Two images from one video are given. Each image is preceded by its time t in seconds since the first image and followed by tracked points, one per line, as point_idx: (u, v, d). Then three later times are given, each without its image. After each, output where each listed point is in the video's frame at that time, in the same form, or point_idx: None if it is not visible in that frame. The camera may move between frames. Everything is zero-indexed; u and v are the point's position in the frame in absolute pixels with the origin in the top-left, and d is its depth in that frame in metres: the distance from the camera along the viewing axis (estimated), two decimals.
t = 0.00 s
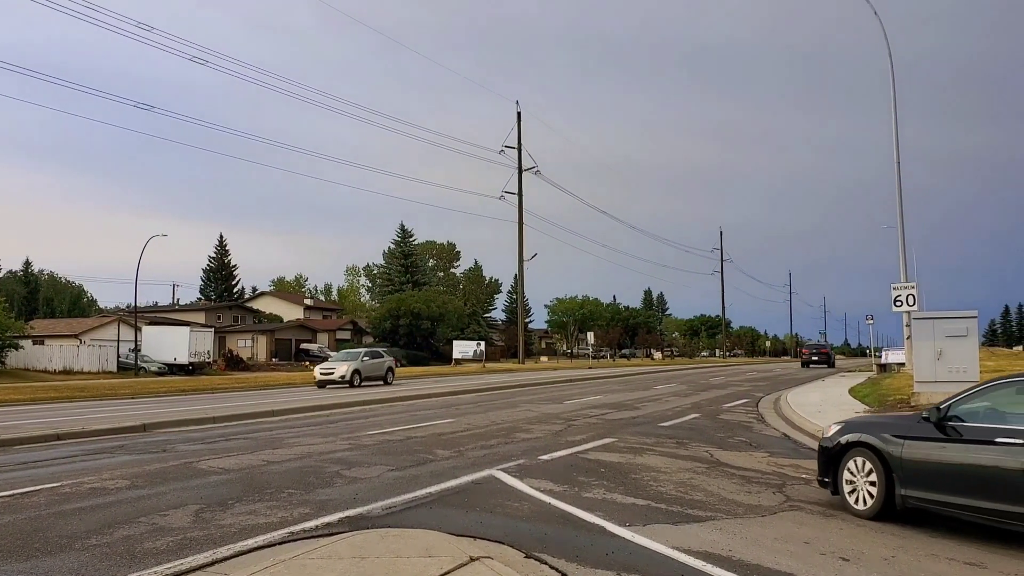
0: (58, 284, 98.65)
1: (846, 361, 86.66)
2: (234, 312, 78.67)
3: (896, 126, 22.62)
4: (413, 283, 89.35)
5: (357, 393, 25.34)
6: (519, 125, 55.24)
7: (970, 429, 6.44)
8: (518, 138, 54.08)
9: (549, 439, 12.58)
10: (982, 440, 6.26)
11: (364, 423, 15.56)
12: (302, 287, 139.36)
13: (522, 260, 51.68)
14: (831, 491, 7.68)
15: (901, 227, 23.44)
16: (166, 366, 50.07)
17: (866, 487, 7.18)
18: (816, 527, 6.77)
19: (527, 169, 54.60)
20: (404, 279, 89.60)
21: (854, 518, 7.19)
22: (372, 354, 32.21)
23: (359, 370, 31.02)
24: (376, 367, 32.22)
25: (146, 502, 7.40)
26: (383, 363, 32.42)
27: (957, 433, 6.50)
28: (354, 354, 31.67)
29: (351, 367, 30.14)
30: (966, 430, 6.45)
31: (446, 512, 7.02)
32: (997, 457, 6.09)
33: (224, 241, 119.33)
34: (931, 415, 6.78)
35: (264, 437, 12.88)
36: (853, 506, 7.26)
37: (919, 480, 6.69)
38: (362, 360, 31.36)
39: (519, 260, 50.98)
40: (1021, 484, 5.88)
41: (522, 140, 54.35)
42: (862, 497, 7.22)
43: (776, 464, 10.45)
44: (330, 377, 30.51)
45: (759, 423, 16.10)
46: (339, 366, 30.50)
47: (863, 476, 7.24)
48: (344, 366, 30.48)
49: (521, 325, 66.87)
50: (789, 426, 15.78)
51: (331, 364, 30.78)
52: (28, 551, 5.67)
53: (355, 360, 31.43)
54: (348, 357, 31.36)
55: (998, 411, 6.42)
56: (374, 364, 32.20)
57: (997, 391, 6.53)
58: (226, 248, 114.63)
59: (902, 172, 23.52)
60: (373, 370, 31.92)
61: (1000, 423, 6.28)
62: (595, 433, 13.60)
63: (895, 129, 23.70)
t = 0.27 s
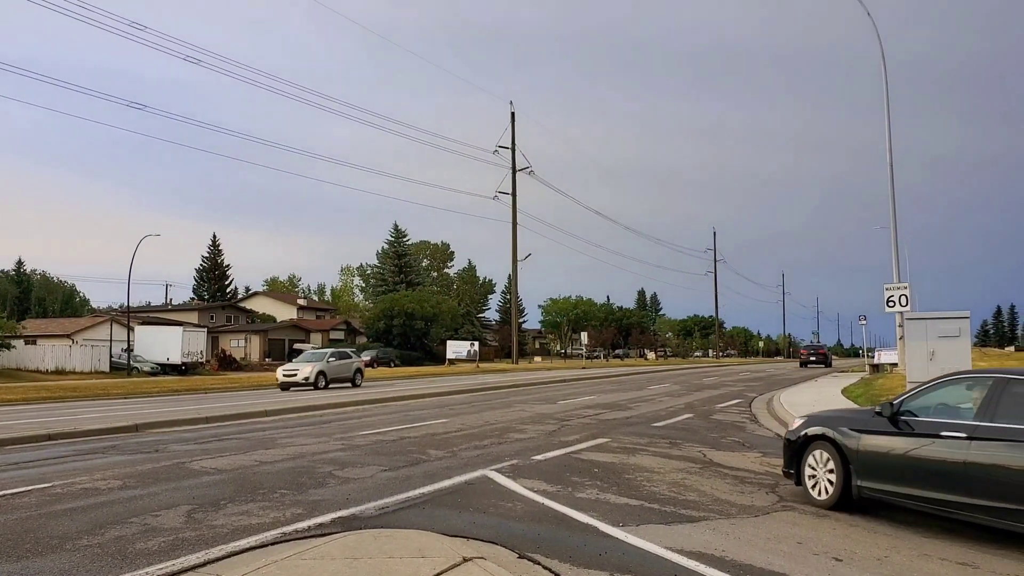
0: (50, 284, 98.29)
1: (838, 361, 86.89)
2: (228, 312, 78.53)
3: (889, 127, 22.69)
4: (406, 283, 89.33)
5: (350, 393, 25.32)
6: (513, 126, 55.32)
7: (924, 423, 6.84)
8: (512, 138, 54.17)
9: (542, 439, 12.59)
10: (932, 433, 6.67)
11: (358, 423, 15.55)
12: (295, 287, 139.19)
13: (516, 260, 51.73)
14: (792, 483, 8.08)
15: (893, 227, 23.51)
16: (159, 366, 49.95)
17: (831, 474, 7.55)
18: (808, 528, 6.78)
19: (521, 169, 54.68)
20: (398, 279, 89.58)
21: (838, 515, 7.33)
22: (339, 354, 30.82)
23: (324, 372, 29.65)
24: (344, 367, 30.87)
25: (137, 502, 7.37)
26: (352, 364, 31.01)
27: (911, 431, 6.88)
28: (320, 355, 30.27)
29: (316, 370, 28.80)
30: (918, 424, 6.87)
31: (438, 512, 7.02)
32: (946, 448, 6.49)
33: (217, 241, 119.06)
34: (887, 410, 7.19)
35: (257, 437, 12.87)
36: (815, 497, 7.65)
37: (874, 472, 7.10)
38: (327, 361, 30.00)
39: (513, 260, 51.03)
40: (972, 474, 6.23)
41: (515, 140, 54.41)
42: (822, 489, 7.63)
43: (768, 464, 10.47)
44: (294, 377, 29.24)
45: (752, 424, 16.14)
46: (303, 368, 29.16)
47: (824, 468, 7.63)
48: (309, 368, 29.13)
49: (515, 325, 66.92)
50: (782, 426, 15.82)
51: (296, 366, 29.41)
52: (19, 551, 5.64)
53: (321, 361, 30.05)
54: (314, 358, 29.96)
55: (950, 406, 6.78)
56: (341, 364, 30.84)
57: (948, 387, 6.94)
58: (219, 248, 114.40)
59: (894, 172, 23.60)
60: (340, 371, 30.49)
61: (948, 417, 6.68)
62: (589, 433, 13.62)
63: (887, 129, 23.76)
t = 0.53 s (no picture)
0: (43, 284, 97.95)
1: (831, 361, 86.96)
2: (221, 312, 78.36)
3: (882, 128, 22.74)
4: (400, 283, 89.23)
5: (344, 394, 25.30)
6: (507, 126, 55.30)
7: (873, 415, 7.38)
8: (507, 138, 54.15)
9: (537, 439, 12.58)
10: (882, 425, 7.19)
11: (353, 423, 15.53)
12: (289, 287, 138.98)
13: (510, 260, 51.71)
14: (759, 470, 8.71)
15: (887, 228, 23.53)
16: (152, 366, 49.80)
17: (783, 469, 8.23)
18: (802, 528, 6.77)
19: (515, 169, 54.66)
20: (392, 279, 89.46)
21: (829, 514, 7.40)
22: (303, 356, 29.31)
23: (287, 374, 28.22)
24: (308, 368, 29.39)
25: (130, 503, 7.34)
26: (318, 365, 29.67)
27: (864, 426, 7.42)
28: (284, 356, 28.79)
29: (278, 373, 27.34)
30: (870, 418, 7.41)
31: (432, 512, 7.00)
32: (895, 441, 6.98)
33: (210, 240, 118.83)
34: (836, 405, 7.80)
35: (251, 437, 12.84)
36: (774, 486, 8.37)
37: (826, 463, 7.75)
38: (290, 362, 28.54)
39: (507, 260, 51.01)
40: (920, 466, 6.72)
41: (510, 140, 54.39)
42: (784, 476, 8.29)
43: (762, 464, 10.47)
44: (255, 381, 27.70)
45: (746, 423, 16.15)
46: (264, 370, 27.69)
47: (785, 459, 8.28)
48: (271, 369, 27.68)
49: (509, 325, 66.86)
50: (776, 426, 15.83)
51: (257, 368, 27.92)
52: (9, 553, 5.61)
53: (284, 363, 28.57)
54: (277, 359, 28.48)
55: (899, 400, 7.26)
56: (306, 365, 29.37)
57: (896, 380, 7.46)
58: (213, 248, 114.14)
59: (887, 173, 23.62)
60: (305, 373, 29.11)
61: (897, 410, 7.17)
62: (583, 433, 13.61)
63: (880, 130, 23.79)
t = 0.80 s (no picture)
0: (37, 284, 97.73)
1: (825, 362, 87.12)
2: (215, 312, 78.29)
3: (875, 129, 22.83)
4: (395, 283, 89.24)
5: (338, 394, 25.31)
6: (501, 126, 55.33)
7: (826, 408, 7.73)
8: (501, 138, 54.19)
9: (531, 439, 12.60)
10: (831, 418, 7.56)
11: (347, 423, 15.55)
12: (283, 287, 138.88)
13: (505, 260, 51.73)
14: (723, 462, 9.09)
15: (881, 228, 23.60)
16: (146, 367, 49.72)
17: (743, 462, 8.70)
18: (796, 528, 6.78)
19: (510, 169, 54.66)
20: (386, 279, 89.46)
21: (824, 515, 7.37)
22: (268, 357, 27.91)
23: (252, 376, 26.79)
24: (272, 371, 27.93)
25: (123, 503, 7.32)
26: (283, 367, 28.45)
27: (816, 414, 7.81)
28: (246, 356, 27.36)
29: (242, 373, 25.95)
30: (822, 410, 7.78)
31: (426, 512, 6.99)
32: (841, 433, 7.37)
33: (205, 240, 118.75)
34: (792, 399, 8.14)
35: (245, 437, 12.83)
36: (739, 477, 8.73)
37: (785, 454, 8.10)
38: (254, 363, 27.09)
39: (502, 260, 51.05)
40: (863, 457, 7.10)
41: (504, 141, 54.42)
42: (746, 467, 8.68)
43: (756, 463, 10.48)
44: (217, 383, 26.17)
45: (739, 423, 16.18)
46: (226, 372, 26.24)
47: (746, 451, 8.70)
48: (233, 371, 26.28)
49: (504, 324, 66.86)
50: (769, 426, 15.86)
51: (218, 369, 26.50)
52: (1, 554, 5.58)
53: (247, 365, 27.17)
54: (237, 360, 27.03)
55: (850, 393, 7.65)
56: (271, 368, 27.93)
57: (848, 376, 7.84)
58: (207, 248, 113.97)
59: (881, 173, 23.70)
60: (269, 375, 27.81)
61: (849, 402, 7.54)
62: (577, 433, 13.63)
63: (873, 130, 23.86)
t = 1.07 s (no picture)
0: (29, 284, 97.33)
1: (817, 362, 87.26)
2: (208, 312, 78.11)
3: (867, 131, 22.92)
4: (388, 284, 89.15)
5: (331, 394, 25.29)
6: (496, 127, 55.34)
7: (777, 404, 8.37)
8: (495, 139, 54.18)
9: (524, 439, 12.61)
10: (780, 410, 8.19)
11: (340, 424, 15.52)
12: (276, 287, 138.62)
13: (499, 261, 51.71)
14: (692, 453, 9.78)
15: (874, 229, 23.67)
16: (138, 367, 49.57)
17: (705, 452, 9.43)
18: (787, 528, 6.79)
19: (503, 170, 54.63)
20: (380, 279, 89.36)
21: (817, 515, 7.38)
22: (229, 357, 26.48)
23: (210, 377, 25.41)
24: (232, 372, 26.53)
25: (114, 504, 7.28)
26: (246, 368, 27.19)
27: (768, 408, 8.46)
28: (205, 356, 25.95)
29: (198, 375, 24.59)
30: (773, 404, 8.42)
31: (419, 514, 6.97)
32: (786, 426, 8.00)
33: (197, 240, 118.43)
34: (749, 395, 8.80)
35: (237, 437, 12.81)
36: (703, 466, 9.43)
37: (739, 445, 8.78)
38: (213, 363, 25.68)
39: (496, 260, 51.05)
40: (806, 447, 7.71)
41: (498, 142, 54.41)
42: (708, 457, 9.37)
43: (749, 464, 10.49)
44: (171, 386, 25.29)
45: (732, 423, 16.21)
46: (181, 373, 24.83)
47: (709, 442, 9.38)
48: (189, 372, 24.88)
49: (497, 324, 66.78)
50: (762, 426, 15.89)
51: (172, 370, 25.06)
52: None
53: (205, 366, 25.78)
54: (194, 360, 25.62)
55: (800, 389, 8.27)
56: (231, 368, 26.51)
57: (800, 373, 8.47)
58: (200, 248, 113.66)
59: (873, 174, 23.76)
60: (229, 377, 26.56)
61: (797, 397, 8.17)
62: (571, 433, 13.65)
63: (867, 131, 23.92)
